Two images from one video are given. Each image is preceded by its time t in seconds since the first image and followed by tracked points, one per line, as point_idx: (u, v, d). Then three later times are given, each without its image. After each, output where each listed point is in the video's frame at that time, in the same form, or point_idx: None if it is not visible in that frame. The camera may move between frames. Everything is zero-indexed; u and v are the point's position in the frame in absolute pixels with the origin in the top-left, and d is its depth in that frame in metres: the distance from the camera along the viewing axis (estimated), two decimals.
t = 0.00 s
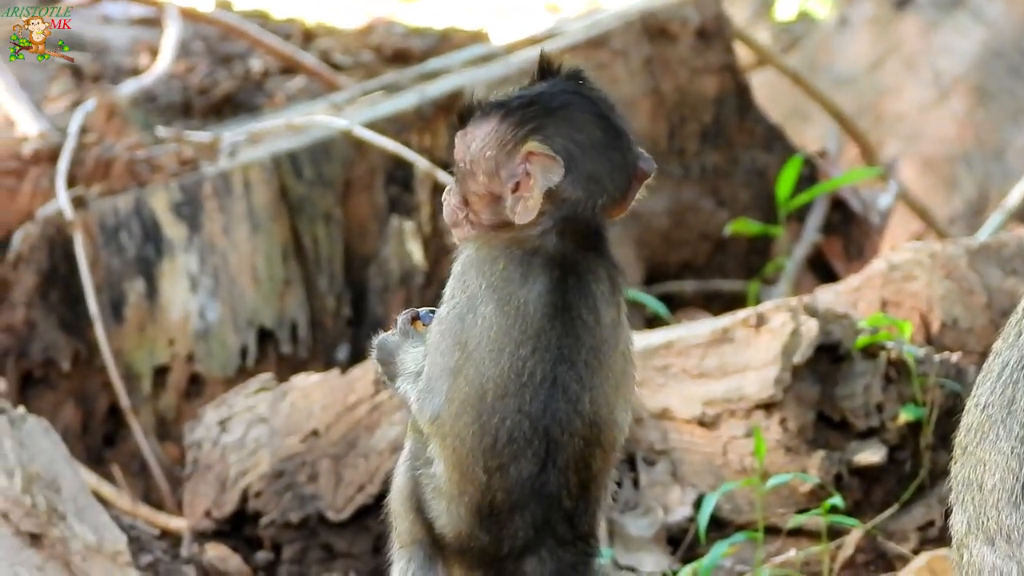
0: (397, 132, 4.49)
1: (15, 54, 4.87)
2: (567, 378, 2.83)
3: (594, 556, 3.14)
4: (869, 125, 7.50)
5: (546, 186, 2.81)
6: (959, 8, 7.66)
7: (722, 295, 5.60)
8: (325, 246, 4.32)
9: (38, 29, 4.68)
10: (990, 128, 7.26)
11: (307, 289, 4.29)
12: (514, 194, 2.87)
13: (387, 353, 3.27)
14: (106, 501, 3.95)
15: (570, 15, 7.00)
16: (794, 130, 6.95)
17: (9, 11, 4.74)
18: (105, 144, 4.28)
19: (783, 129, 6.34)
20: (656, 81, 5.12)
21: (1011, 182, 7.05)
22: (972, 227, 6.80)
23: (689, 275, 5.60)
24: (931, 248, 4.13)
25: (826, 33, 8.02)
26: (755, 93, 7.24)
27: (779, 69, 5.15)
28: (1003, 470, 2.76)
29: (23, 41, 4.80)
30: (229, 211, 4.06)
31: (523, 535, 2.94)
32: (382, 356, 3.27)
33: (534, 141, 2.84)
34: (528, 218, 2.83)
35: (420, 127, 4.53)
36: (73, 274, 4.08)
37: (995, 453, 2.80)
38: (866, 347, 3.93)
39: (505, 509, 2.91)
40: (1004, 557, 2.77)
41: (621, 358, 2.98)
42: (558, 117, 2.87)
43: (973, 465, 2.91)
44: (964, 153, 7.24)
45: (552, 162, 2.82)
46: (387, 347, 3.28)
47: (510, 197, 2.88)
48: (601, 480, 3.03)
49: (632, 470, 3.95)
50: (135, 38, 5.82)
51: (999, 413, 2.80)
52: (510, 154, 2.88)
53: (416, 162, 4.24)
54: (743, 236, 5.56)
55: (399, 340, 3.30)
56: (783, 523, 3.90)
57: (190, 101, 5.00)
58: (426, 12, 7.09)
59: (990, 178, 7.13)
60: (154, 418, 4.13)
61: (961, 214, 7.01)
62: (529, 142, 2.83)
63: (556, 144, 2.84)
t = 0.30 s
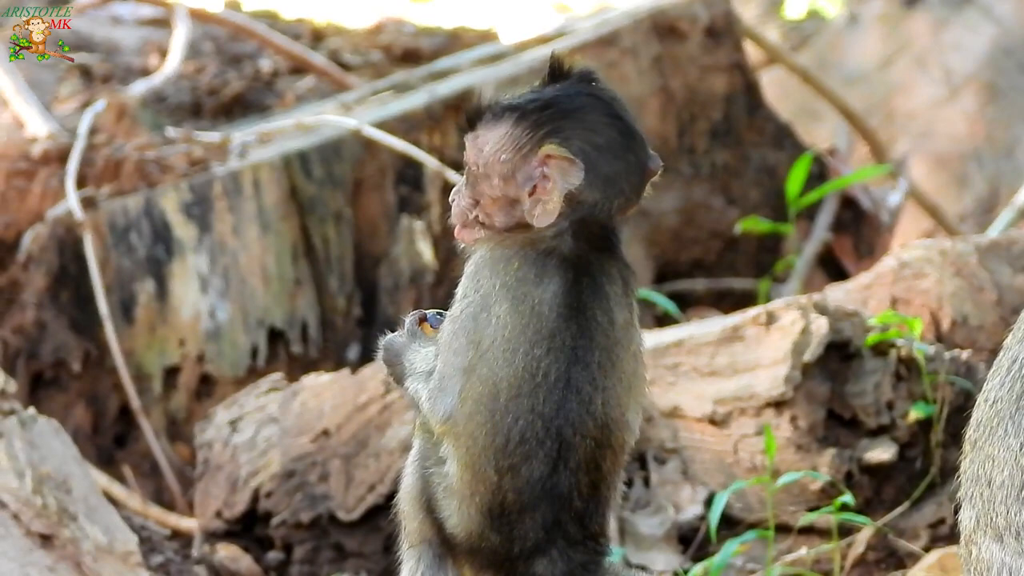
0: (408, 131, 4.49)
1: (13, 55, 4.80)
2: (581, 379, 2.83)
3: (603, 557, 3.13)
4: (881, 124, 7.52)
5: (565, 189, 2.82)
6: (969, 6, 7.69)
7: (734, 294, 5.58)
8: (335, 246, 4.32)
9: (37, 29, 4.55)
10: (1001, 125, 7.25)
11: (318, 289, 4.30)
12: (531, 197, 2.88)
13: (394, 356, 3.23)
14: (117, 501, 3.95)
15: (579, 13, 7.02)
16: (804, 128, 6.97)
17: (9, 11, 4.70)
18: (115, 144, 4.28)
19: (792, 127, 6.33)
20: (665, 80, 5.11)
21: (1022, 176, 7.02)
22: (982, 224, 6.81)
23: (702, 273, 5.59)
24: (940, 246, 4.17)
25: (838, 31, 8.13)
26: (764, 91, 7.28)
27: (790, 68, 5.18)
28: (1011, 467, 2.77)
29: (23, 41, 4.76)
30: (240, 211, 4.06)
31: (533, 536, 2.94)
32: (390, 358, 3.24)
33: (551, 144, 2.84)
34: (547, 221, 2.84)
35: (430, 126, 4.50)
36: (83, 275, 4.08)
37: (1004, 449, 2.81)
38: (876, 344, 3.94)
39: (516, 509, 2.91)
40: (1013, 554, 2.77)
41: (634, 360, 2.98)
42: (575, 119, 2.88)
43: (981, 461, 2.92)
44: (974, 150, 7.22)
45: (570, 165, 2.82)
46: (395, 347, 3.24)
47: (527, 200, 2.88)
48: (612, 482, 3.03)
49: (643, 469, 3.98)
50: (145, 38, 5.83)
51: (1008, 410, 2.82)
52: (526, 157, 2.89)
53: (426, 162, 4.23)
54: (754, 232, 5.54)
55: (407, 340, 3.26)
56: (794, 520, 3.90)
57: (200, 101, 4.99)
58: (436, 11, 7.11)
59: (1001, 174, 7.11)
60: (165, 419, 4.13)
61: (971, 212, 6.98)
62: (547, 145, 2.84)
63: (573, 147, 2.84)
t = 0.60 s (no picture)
0: (410, 131, 4.49)
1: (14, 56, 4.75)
2: (586, 378, 2.84)
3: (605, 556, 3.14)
4: (883, 122, 7.46)
5: (579, 189, 2.87)
6: (970, 5, 7.73)
7: (736, 292, 5.58)
8: (337, 245, 4.31)
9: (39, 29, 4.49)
10: (1003, 123, 7.30)
11: (320, 288, 4.29)
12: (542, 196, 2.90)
13: (399, 355, 3.21)
14: (117, 500, 3.95)
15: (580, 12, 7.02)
16: (807, 126, 6.97)
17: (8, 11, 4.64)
18: (117, 144, 4.28)
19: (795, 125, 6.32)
20: (667, 78, 5.12)
21: None
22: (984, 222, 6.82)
23: (704, 271, 5.57)
24: (942, 244, 4.16)
25: (840, 30, 8.03)
26: (766, 90, 7.28)
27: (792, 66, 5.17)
28: (1012, 461, 2.78)
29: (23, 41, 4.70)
30: (242, 210, 4.07)
31: (535, 535, 2.94)
32: (394, 356, 3.22)
33: (565, 145, 2.87)
34: (560, 220, 2.87)
35: (431, 125, 4.51)
36: (85, 274, 4.08)
37: (1004, 443, 2.82)
38: (878, 342, 3.95)
39: (519, 508, 2.91)
40: (1012, 548, 2.77)
41: (640, 361, 2.99)
42: (586, 119, 2.90)
43: (982, 455, 2.92)
44: (977, 147, 7.26)
45: (585, 165, 2.86)
46: (400, 346, 3.22)
47: (538, 200, 2.89)
48: (615, 483, 3.03)
49: (644, 467, 3.97)
50: (147, 37, 5.84)
51: (1010, 403, 2.82)
52: (538, 157, 2.91)
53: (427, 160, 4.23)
54: (756, 230, 5.52)
55: (412, 339, 3.25)
56: (796, 518, 3.90)
57: (202, 101, 4.98)
58: (438, 10, 7.10)
59: (1004, 172, 7.16)
60: (167, 418, 4.13)
61: (975, 211, 6.99)
62: (559, 145, 2.87)
63: (586, 147, 2.88)
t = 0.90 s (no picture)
0: (407, 119, 4.47)
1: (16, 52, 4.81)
2: (588, 366, 2.84)
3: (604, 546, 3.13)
4: (881, 111, 7.51)
5: (592, 183, 2.87)
6: None
7: (732, 280, 5.57)
8: (334, 234, 4.30)
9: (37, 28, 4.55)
10: (1001, 112, 7.23)
11: (317, 277, 4.28)
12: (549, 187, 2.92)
13: (397, 346, 3.18)
14: (115, 491, 3.91)
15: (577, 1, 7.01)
16: (805, 115, 6.97)
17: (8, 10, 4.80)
18: (113, 132, 4.27)
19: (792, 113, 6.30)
20: (665, 67, 5.12)
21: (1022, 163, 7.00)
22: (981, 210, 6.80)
23: (700, 259, 5.57)
24: (939, 232, 4.14)
25: (838, 17, 8.11)
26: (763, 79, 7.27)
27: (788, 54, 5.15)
28: (1006, 449, 2.78)
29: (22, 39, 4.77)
30: (238, 199, 4.06)
31: (534, 523, 2.93)
32: (392, 348, 3.20)
33: (575, 136, 2.89)
34: (570, 212, 2.87)
35: (428, 113, 4.50)
36: (82, 263, 4.06)
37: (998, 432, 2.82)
38: (875, 330, 3.94)
39: (519, 496, 2.91)
40: (1006, 537, 2.76)
41: (640, 350, 3.00)
42: (594, 111, 2.92)
43: (977, 443, 2.92)
44: (974, 136, 7.21)
45: (596, 158, 2.87)
46: (398, 338, 3.20)
47: (546, 191, 2.91)
48: (615, 472, 3.03)
49: (642, 456, 3.99)
50: (144, 27, 5.82)
51: (1004, 392, 2.82)
52: (545, 147, 2.93)
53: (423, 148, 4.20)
54: (753, 219, 5.53)
55: (410, 331, 3.22)
56: (793, 507, 3.90)
57: (199, 90, 4.96)
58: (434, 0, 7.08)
59: (1001, 160, 7.08)
60: (164, 407, 4.11)
61: (970, 199, 6.99)
62: (570, 136, 2.90)
63: (595, 139, 2.89)
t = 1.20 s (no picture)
0: (387, 107, 4.48)
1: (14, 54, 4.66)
2: (567, 353, 2.85)
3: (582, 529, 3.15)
4: (862, 97, 7.52)
5: (571, 171, 2.87)
6: None
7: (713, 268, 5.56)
8: (314, 221, 4.31)
9: (38, 29, 4.36)
10: (981, 100, 7.29)
11: (297, 265, 4.28)
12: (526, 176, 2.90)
13: (367, 338, 3.14)
14: (94, 477, 3.93)
15: None
16: (783, 103, 6.98)
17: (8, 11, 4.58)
18: (94, 120, 4.27)
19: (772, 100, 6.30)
20: (645, 55, 5.13)
21: (1002, 152, 7.10)
22: (963, 200, 6.81)
23: (681, 249, 5.56)
24: (920, 220, 4.17)
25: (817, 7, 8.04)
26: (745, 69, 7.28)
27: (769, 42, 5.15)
28: (981, 437, 2.78)
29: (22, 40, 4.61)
30: (218, 185, 4.06)
31: (514, 509, 2.95)
32: (363, 340, 3.16)
33: (554, 126, 2.88)
34: (548, 200, 2.86)
35: (408, 102, 4.52)
36: (63, 250, 4.06)
37: (976, 420, 2.81)
38: (855, 319, 3.94)
39: (498, 482, 2.91)
40: (986, 526, 2.76)
41: (616, 335, 3.00)
42: (570, 99, 2.91)
43: (954, 431, 2.91)
44: (954, 125, 7.29)
45: (575, 148, 2.88)
46: (369, 329, 3.17)
47: (523, 180, 2.89)
48: (592, 457, 3.04)
49: (621, 443, 3.97)
50: (124, 14, 5.83)
51: (980, 379, 2.81)
52: (522, 135, 2.91)
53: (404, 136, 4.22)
54: (733, 207, 5.53)
55: (381, 323, 3.18)
56: (773, 495, 3.90)
57: (178, 77, 4.97)
58: None
59: (981, 149, 7.18)
60: (144, 394, 4.12)
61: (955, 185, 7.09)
62: (548, 125, 2.88)
63: (573, 128, 2.89)
